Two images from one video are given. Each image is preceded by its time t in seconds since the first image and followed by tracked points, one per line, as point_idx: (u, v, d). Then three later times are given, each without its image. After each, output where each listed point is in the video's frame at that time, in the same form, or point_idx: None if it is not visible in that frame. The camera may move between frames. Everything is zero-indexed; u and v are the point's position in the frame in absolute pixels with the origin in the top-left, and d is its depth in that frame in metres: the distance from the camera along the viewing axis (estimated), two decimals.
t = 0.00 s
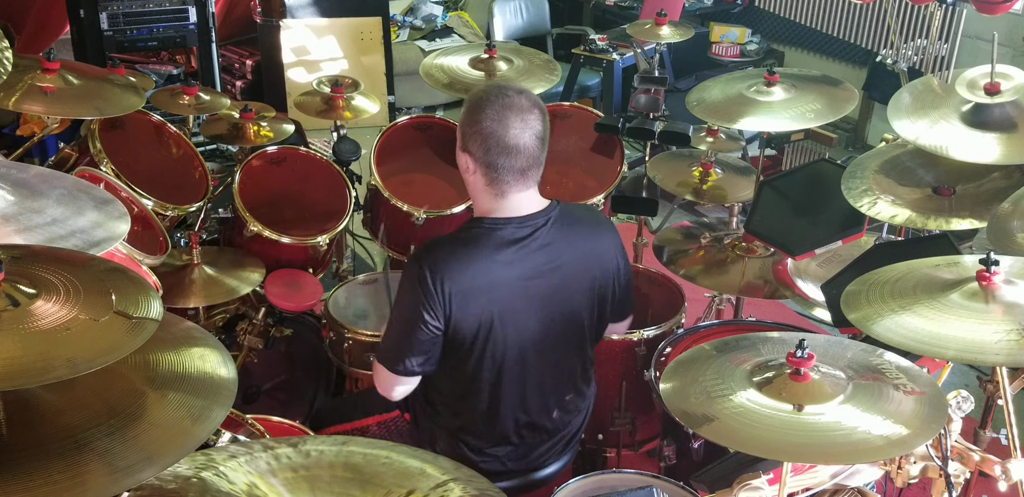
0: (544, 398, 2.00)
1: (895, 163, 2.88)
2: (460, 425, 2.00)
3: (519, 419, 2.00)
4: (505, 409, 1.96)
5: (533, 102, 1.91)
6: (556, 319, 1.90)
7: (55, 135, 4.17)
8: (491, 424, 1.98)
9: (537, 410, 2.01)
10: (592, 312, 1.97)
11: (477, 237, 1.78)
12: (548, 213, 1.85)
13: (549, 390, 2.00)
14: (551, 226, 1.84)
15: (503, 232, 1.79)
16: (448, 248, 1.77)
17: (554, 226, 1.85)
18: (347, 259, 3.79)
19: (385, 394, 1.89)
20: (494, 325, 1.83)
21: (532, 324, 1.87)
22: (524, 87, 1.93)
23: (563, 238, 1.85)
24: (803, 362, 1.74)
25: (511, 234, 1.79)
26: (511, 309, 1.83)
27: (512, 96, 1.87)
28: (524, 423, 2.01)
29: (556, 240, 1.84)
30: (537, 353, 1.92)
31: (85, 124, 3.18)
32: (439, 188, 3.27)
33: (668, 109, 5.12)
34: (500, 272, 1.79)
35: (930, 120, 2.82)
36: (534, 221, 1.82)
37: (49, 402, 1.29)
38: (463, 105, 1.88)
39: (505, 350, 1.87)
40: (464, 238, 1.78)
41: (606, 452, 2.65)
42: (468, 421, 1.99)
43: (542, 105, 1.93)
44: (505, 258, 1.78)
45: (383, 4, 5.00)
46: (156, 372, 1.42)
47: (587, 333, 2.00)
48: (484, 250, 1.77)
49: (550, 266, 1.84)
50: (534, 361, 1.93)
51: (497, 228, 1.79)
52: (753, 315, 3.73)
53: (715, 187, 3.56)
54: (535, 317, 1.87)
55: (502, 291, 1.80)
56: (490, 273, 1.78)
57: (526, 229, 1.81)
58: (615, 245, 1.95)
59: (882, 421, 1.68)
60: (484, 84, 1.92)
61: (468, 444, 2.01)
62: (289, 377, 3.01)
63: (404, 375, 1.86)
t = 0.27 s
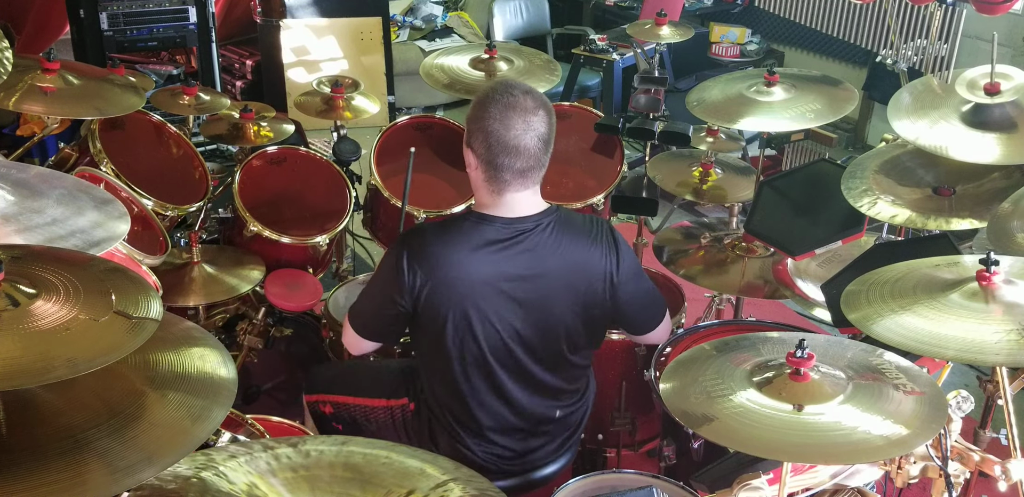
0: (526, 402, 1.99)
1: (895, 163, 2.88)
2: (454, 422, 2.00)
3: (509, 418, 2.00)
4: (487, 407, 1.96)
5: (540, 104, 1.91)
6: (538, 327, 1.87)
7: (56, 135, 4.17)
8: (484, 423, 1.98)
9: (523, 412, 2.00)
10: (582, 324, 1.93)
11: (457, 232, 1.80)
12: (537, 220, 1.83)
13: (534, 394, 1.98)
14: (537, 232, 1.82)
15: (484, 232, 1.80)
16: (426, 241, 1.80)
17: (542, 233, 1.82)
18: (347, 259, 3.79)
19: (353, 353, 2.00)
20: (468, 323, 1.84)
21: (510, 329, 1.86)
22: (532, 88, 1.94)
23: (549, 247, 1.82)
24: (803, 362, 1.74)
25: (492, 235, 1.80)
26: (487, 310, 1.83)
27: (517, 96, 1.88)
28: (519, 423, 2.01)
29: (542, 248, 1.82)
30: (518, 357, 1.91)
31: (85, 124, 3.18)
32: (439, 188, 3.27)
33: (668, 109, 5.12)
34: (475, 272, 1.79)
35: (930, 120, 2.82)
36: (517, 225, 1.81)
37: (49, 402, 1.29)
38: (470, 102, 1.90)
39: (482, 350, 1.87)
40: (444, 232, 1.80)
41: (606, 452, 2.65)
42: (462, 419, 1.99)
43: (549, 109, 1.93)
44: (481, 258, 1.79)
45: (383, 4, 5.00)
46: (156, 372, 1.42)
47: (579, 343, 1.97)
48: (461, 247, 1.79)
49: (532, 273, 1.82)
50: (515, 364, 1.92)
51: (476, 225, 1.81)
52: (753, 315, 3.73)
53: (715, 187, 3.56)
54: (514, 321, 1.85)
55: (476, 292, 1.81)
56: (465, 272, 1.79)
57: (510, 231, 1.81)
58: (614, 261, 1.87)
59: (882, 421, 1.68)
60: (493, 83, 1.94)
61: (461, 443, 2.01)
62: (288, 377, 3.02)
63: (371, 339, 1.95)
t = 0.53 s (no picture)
0: (526, 402, 1.98)
1: (895, 163, 2.88)
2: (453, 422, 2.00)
3: (509, 417, 2.01)
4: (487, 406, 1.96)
5: (538, 104, 1.90)
6: (538, 328, 1.87)
7: (56, 135, 4.17)
8: (483, 423, 1.99)
9: (523, 412, 2.00)
10: (583, 325, 1.92)
11: (456, 232, 1.80)
12: (538, 221, 1.82)
13: (534, 394, 1.98)
14: (537, 233, 1.81)
15: (483, 233, 1.80)
16: (425, 242, 1.80)
17: (541, 234, 1.82)
18: (347, 259, 3.80)
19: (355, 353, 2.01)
20: (467, 323, 1.84)
21: (510, 330, 1.86)
22: (530, 88, 1.93)
23: (550, 248, 1.82)
24: (803, 362, 1.74)
25: (491, 235, 1.80)
26: (486, 310, 1.83)
27: (514, 97, 1.87)
28: (520, 423, 2.02)
29: (541, 248, 1.81)
30: (518, 358, 1.90)
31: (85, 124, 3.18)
32: (439, 188, 3.28)
33: (668, 109, 5.12)
34: (474, 272, 1.79)
35: (930, 120, 2.82)
36: (515, 225, 1.81)
37: (49, 402, 1.29)
38: (469, 103, 1.91)
39: (482, 350, 1.87)
40: (443, 232, 1.80)
41: (606, 452, 2.65)
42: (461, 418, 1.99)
43: (548, 108, 1.91)
44: (480, 259, 1.79)
45: (383, 4, 5.00)
46: (156, 372, 1.42)
47: (580, 345, 1.96)
48: (459, 247, 1.79)
49: (530, 274, 1.82)
50: (514, 366, 1.91)
51: (475, 226, 1.81)
52: (753, 315, 3.73)
53: (715, 187, 3.56)
54: (513, 322, 1.85)
55: (475, 292, 1.81)
56: (463, 272, 1.79)
57: (509, 232, 1.80)
58: (616, 264, 1.87)
59: (882, 421, 1.68)
60: (492, 84, 1.94)
61: (461, 443, 2.01)
62: (288, 377, 3.01)
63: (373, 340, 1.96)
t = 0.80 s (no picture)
0: (526, 401, 1.98)
1: (895, 163, 2.88)
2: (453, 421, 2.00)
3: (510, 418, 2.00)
4: (487, 405, 1.96)
5: (534, 101, 1.91)
6: (538, 326, 1.87)
7: (56, 135, 4.17)
8: (483, 422, 1.99)
9: (523, 411, 2.00)
10: (584, 323, 1.92)
11: (458, 229, 1.79)
12: (540, 219, 1.83)
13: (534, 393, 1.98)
14: (539, 230, 1.82)
15: (486, 230, 1.80)
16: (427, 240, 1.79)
17: (544, 231, 1.82)
18: (347, 259, 3.80)
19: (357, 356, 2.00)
20: (468, 321, 1.84)
21: (510, 328, 1.86)
22: (527, 86, 1.93)
23: (551, 246, 1.82)
24: (803, 362, 1.74)
25: (493, 232, 1.80)
26: (487, 308, 1.83)
27: (511, 95, 1.88)
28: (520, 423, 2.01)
29: (543, 245, 1.81)
30: (518, 357, 1.90)
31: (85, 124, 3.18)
32: (439, 188, 3.28)
33: (668, 109, 5.12)
34: (476, 270, 1.79)
35: (930, 120, 2.82)
36: (516, 223, 1.81)
37: (48, 402, 1.29)
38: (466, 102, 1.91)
39: (483, 348, 1.87)
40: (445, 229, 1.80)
41: (606, 452, 2.65)
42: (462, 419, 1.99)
43: (544, 105, 1.92)
44: (482, 256, 1.79)
45: (383, 4, 5.00)
46: (156, 372, 1.42)
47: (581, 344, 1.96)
48: (462, 244, 1.78)
49: (533, 272, 1.82)
50: (516, 364, 1.91)
51: (476, 223, 1.80)
52: (753, 315, 3.73)
53: (715, 187, 3.56)
54: (514, 320, 1.85)
55: (476, 290, 1.81)
56: (465, 269, 1.79)
57: (511, 230, 1.80)
58: (617, 260, 1.88)
59: (882, 421, 1.68)
60: (489, 83, 1.95)
61: (460, 443, 2.01)
62: (288, 378, 3.01)
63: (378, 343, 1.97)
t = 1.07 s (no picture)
0: (531, 398, 1.98)
1: (895, 163, 2.88)
2: (452, 420, 2.00)
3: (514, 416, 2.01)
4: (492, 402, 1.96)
5: (533, 103, 1.90)
6: (541, 318, 1.89)
7: (56, 135, 4.17)
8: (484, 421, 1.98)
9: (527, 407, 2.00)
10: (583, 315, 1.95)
11: (462, 228, 1.79)
12: (539, 212, 1.84)
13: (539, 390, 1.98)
14: (541, 224, 1.83)
15: (489, 225, 1.80)
16: (433, 243, 1.77)
17: (545, 225, 1.84)
18: (347, 258, 3.80)
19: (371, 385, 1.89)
20: (473, 318, 1.83)
21: (514, 321, 1.86)
22: (526, 87, 1.92)
23: (552, 237, 1.84)
24: (803, 362, 1.74)
25: (496, 227, 1.80)
26: (493, 304, 1.83)
27: (510, 96, 1.87)
28: (522, 420, 2.01)
29: (545, 239, 1.83)
30: (522, 351, 1.91)
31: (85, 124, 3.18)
32: (438, 188, 3.27)
33: (668, 109, 5.11)
34: (482, 265, 1.79)
35: (930, 120, 2.82)
36: (518, 218, 1.82)
37: (48, 402, 1.29)
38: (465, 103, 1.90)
39: (487, 343, 1.87)
40: (449, 228, 1.79)
41: (606, 452, 2.65)
42: (464, 419, 1.98)
43: (542, 107, 1.92)
44: (488, 252, 1.79)
45: (383, 4, 5.00)
46: (156, 372, 1.42)
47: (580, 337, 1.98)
48: (467, 242, 1.78)
49: (536, 266, 1.83)
50: (519, 360, 1.92)
51: (479, 222, 1.80)
52: (753, 315, 3.73)
53: (715, 187, 3.56)
54: (518, 313, 1.86)
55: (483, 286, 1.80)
56: (472, 266, 1.78)
57: (513, 224, 1.81)
58: (613, 250, 1.92)
59: (882, 421, 1.68)
60: (487, 83, 1.94)
61: (461, 443, 2.01)
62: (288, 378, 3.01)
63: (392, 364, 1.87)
